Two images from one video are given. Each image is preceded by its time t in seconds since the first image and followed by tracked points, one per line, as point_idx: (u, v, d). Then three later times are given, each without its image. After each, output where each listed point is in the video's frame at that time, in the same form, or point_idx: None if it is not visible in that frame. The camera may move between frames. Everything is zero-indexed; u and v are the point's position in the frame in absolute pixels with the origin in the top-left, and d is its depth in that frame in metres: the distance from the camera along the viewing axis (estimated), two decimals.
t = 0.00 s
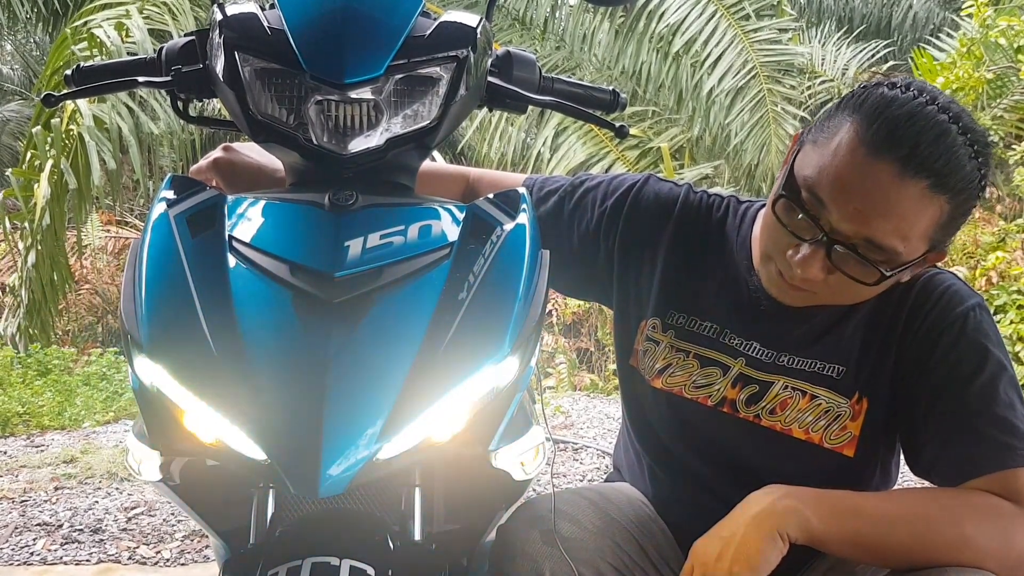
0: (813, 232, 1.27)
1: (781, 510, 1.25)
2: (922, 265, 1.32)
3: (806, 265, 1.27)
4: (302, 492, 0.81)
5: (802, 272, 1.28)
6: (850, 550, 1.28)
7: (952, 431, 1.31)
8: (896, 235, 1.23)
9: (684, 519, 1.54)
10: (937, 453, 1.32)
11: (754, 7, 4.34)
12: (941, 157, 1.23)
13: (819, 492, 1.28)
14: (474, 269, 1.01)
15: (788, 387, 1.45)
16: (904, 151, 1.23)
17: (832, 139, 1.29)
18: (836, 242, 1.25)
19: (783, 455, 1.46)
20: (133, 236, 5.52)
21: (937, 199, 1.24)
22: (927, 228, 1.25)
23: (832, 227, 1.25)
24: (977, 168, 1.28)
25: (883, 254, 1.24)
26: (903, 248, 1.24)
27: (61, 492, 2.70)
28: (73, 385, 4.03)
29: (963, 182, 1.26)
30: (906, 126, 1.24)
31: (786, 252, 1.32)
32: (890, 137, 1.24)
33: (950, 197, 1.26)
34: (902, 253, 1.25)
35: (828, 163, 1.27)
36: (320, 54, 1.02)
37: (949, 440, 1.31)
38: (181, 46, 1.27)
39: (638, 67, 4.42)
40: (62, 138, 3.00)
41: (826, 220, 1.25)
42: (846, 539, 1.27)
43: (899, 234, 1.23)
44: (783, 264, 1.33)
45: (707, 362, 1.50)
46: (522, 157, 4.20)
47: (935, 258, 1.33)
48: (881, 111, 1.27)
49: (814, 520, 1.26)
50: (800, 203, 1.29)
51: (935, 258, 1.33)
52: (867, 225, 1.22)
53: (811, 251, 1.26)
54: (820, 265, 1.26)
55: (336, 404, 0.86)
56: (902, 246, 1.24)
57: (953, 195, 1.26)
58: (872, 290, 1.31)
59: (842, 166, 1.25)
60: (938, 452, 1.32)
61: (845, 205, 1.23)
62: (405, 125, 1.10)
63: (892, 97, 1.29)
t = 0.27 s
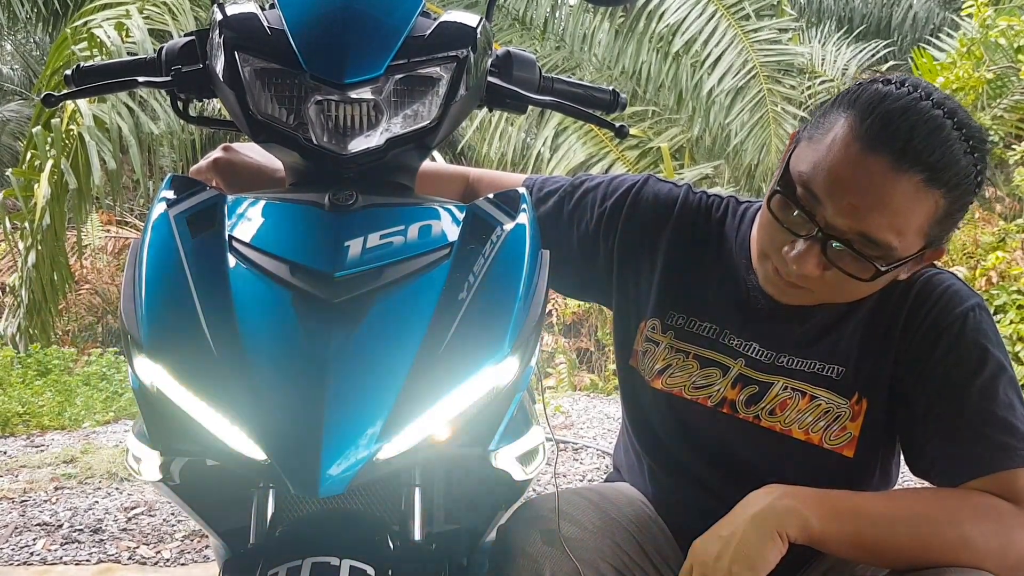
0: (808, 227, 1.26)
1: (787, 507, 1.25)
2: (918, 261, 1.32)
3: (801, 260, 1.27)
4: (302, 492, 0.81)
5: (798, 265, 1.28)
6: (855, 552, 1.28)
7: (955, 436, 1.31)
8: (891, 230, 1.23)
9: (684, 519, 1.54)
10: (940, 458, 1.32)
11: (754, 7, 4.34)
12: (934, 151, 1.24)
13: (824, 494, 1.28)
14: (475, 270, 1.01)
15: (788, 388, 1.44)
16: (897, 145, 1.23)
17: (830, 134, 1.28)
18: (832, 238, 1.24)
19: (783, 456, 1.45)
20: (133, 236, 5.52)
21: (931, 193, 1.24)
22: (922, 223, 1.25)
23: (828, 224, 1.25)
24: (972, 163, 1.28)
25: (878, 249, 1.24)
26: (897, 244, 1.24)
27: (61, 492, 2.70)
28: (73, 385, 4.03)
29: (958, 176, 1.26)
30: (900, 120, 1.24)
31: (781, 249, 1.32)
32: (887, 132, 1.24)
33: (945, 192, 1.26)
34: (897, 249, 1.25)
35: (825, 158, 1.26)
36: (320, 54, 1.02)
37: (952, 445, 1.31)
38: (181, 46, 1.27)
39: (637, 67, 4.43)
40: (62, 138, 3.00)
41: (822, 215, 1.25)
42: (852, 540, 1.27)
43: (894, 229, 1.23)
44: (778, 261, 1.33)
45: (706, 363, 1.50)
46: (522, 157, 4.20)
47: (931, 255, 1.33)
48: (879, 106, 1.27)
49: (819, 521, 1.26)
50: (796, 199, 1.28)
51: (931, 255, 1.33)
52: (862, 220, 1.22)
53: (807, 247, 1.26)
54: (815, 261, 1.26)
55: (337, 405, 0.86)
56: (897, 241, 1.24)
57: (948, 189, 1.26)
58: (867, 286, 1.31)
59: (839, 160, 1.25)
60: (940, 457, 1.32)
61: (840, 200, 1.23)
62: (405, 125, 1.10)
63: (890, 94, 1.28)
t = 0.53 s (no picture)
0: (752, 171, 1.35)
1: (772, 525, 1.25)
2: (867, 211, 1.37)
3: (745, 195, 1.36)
4: (301, 493, 0.80)
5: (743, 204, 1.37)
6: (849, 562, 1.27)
7: (947, 426, 1.28)
8: (820, 159, 1.31)
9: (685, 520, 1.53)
10: (934, 452, 1.29)
11: (756, 7, 4.39)
12: (868, 89, 1.33)
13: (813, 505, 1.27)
14: (474, 270, 1.00)
15: (786, 373, 1.43)
16: (830, 82, 1.33)
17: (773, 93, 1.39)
18: (769, 169, 1.33)
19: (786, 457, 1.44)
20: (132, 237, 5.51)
21: (866, 130, 1.33)
22: (858, 159, 1.33)
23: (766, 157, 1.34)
24: (913, 109, 1.36)
25: (811, 179, 1.32)
26: (829, 175, 1.32)
27: (59, 493, 2.69)
28: (71, 385, 4.02)
29: (896, 118, 1.35)
30: (835, 62, 1.35)
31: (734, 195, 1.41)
32: (820, 82, 1.34)
33: (883, 130, 1.34)
34: (829, 180, 1.32)
35: (768, 112, 1.37)
36: (319, 54, 1.02)
37: (946, 437, 1.28)
38: (180, 45, 1.27)
39: (638, 66, 4.40)
40: (61, 137, 3.00)
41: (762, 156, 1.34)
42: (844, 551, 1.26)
43: (825, 159, 1.31)
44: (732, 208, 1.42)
45: (709, 347, 1.49)
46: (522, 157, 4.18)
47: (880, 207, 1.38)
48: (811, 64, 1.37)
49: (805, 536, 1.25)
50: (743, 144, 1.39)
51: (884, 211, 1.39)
52: (794, 150, 1.32)
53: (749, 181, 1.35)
54: (755, 192, 1.35)
55: (336, 406, 0.85)
56: (828, 173, 1.32)
57: (885, 128, 1.34)
58: (819, 232, 1.36)
59: (776, 110, 1.35)
60: (935, 450, 1.29)
61: (776, 133, 1.33)
62: (405, 125, 1.08)
63: (825, 51, 1.39)
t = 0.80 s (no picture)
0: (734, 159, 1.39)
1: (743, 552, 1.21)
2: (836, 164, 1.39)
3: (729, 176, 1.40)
4: (303, 491, 0.81)
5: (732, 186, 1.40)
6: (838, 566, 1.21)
7: (918, 396, 1.21)
8: (780, 103, 1.36)
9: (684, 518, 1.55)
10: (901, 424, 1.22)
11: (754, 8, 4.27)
12: (828, 51, 1.38)
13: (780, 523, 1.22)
14: (474, 270, 1.02)
15: (779, 344, 1.38)
16: (794, 47, 1.40)
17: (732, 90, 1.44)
18: (738, 119, 1.39)
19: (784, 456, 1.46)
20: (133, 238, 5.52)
21: (829, 85, 1.36)
22: (819, 110, 1.36)
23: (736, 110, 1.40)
24: (874, 73, 1.39)
25: (773, 122, 1.36)
26: (790, 120, 1.36)
27: (63, 492, 2.71)
28: (74, 385, 4.03)
29: (858, 78, 1.37)
30: (800, 32, 1.42)
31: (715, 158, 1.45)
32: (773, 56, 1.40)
33: (846, 88, 1.36)
34: (787, 122, 1.36)
35: (734, 95, 1.42)
36: (321, 56, 1.03)
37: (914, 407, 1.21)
38: (183, 47, 1.29)
39: (637, 67, 4.42)
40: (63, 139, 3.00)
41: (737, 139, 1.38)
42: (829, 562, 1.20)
43: (783, 103, 1.36)
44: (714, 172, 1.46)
45: (712, 322, 1.46)
46: (522, 157, 4.20)
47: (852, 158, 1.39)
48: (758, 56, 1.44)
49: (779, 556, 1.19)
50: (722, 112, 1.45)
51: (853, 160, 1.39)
52: (757, 98, 1.37)
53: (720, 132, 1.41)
54: (725, 139, 1.40)
55: (338, 405, 0.86)
56: (789, 117, 1.36)
57: (847, 85, 1.36)
58: (804, 185, 1.38)
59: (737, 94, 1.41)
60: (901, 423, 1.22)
61: (744, 89, 1.40)
62: (405, 126, 1.10)
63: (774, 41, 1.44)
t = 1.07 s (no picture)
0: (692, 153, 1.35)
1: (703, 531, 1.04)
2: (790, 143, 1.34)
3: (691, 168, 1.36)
4: (302, 492, 0.81)
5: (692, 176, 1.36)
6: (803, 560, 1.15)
7: (893, 372, 1.14)
8: (725, 81, 1.34)
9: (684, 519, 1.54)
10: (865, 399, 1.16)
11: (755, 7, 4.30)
12: (762, 37, 1.37)
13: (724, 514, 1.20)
14: (474, 270, 1.01)
15: (756, 325, 1.34)
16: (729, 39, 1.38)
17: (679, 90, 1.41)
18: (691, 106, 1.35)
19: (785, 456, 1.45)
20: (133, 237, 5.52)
21: (770, 64, 1.34)
22: (765, 86, 1.33)
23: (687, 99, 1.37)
24: (806, 56, 1.37)
25: (724, 100, 1.33)
26: (740, 95, 1.33)
27: (62, 492, 2.70)
28: (73, 385, 4.01)
29: (793, 59, 1.36)
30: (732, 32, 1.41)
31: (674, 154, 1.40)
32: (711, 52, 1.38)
33: (785, 66, 1.34)
34: (738, 97, 1.33)
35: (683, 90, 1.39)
36: (320, 55, 1.03)
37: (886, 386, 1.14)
38: (182, 46, 1.28)
39: (638, 67, 4.37)
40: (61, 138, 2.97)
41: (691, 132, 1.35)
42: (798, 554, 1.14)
43: (729, 80, 1.33)
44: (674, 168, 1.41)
45: (699, 314, 1.42)
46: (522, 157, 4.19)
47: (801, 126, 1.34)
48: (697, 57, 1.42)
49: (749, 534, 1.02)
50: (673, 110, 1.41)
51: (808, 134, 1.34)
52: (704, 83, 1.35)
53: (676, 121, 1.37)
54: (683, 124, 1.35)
55: (337, 405, 0.86)
56: (737, 91, 1.33)
57: (785, 65, 1.34)
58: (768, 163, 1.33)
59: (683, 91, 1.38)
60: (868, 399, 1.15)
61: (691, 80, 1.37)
62: (405, 126, 1.09)
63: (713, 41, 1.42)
